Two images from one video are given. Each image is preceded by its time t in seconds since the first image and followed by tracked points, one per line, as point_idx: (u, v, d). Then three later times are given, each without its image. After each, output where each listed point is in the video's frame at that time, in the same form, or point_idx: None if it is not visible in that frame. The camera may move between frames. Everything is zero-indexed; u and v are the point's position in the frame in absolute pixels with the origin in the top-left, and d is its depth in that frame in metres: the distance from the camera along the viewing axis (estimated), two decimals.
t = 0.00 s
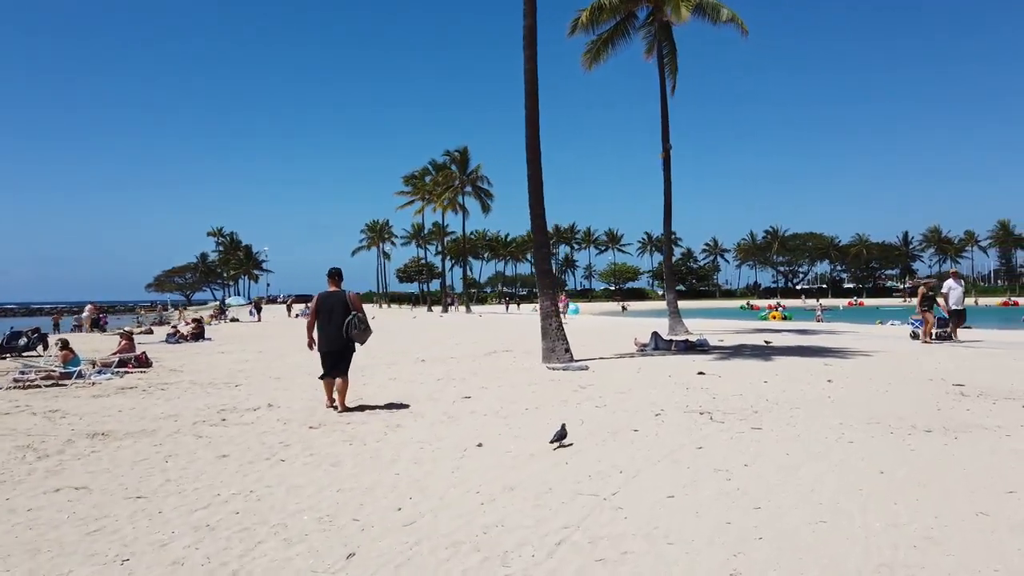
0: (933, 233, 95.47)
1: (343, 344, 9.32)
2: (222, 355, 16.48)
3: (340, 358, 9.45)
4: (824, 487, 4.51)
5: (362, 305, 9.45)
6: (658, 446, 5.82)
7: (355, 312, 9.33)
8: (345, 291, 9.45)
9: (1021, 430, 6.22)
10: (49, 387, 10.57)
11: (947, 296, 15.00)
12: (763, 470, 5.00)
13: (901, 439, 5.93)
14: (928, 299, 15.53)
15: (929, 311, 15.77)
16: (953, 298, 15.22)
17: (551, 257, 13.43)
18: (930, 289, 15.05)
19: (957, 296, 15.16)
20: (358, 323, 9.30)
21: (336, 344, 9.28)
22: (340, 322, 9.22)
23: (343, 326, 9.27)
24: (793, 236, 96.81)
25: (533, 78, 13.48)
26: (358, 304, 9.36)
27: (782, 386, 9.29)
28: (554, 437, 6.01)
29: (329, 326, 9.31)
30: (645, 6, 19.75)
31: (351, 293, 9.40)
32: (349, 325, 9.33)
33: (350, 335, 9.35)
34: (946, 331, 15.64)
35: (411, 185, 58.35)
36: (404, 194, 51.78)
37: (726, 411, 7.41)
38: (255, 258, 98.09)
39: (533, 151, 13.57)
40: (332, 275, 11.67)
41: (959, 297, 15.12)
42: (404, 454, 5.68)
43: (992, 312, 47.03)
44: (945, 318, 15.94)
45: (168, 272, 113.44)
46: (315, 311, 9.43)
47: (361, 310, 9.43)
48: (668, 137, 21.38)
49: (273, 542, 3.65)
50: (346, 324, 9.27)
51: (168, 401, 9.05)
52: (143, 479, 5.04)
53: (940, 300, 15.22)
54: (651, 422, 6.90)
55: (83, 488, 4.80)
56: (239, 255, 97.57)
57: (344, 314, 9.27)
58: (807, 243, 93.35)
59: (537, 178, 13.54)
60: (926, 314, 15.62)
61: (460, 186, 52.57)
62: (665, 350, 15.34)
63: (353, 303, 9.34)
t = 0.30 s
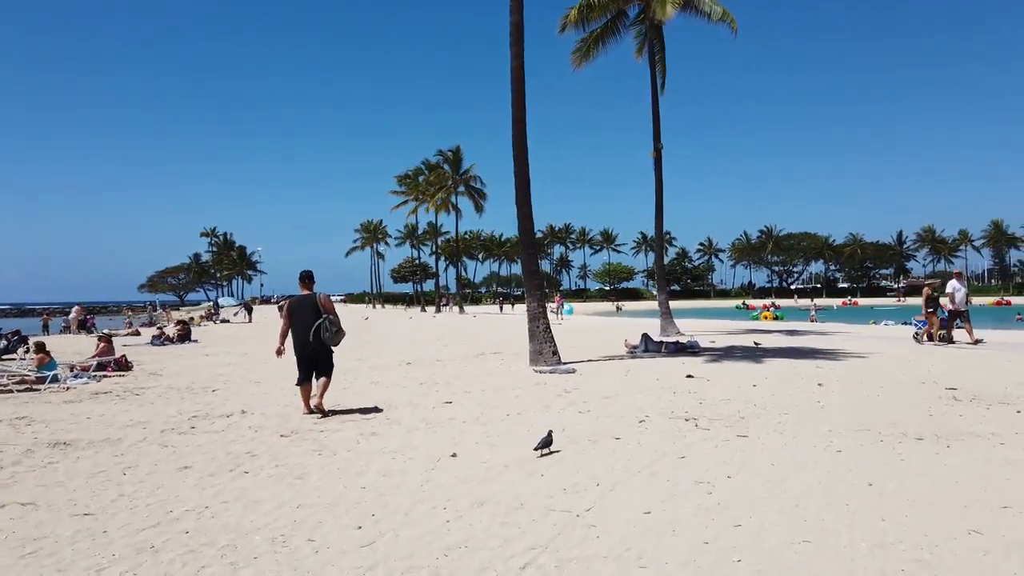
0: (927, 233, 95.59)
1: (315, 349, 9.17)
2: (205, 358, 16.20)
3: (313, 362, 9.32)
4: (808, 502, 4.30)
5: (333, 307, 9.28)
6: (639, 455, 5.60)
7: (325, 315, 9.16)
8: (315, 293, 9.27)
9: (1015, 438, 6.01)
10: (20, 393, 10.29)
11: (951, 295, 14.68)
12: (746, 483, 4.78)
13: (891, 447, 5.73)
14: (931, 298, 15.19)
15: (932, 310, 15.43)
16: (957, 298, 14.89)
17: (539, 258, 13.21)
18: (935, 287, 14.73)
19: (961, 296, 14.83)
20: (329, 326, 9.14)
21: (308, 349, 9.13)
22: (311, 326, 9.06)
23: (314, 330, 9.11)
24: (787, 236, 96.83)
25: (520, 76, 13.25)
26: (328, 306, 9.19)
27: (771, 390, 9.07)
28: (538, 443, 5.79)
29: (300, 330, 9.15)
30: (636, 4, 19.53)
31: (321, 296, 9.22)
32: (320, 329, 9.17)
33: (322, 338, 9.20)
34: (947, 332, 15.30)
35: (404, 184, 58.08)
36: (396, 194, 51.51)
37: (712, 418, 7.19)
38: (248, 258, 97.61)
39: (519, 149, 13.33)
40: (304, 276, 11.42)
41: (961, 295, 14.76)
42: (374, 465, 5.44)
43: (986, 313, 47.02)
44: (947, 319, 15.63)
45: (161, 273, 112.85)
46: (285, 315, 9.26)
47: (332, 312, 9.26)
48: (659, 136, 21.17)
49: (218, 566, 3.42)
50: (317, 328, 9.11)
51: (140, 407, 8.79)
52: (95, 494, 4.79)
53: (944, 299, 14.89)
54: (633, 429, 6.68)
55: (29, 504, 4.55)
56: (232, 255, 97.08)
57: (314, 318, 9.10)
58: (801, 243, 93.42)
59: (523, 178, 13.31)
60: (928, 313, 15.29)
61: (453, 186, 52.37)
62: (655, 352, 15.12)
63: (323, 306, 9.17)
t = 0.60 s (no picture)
0: (916, 233, 95.88)
1: (289, 348, 8.94)
2: (185, 358, 15.87)
3: (288, 362, 9.09)
4: (795, 511, 4.07)
5: (309, 307, 9.07)
6: (620, 461, 5.36)
7: (299, 313, 8.93)
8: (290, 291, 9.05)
9: (1010, 440, 5.81)
10: None
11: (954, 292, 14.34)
12: (731, 489, 4.55)
13: (882, 451, 5.51)
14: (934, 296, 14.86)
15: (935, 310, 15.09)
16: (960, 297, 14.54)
17: (524, 256, 12.96)
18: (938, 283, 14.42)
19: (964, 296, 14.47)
20: (303, 325, 8.91)
21: (282, 348, 8.92)
22: (284, 324, 8.84)
23: (287, 329, 8.89)
24: (778, 237, 96.93)
25: (505, 70, 13.01)
26: (302, 304, 8.96)
27: (759, 391, 8.85)
28: (523, 446, 5.67)
29: (274, 329, 8.94)
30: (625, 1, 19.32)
31: (296, 293, 8.99)
32: (293, 327, 8.95)
33: (296, 337, 8.97)
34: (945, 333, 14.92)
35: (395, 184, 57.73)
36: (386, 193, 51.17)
37: (698, 420, 6.95)
38: (237, 258, 96.93)
39: (504, 146, 13.08)
40: (281, 275, 11.15)
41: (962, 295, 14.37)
42: (342, 471, 5.19)
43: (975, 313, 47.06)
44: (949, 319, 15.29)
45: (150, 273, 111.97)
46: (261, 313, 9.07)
47: (307, 310, 9.02)
48: (647, 134, 20.98)
49: None
50: (290, 327, 8.88)
51: (108, 410, 8.50)
52: (42, 502, 4.52)
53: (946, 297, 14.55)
54: (616, 432, 6.44)
55: None
56: (221, 255, 96.39)
57: (287, 316, 8.88)
58: (791, 243, 93.52)
59: (508, 175, 13.05)
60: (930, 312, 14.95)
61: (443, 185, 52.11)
62: (643, 352, 14.90)
63: (297, 304, 8.93)
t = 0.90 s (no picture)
0: (910, 233, 95.97)
1: (274, 352, 8.70)
2: (169, 359, 15.59)
3: (273, 366, 8.84)
4: (790, 526, 3.85)
5: (298, 311, 8.81)
6: (607, 470, 5.13)
7: (286, 317, 8.67)
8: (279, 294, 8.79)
9: (1012, 448, 5.58)
10: None
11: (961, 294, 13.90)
12: (721, 501, 4.33)
13: (880, 460, 5.29)
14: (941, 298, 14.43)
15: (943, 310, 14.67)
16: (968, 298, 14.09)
17: (514, 256, 12.72)
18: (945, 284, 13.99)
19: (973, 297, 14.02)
20: (289, 329, 8.65)
21: (267, 351, 8.68)
22: (270, 327, 8.60)
23: (273, 332, 8.64)
24: (772, 237, 96.89)
25: (494, 67, 12.76)
26: (290, 308, 8.70)
27: (753, 394, 8.62)
28: (516, 451, 5.35)
29: (260, 331, 8.70)
30: None
31: (284, 296, 8.73)
32: (280, 331, 8.70)
33: (282, 342, 8.72)
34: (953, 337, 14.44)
35: (388, 183, 57.45)
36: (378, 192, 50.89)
37: (690, 426, 6.71)
38: (230, 257, 96.38)
39: (494, 144, 12.83)
40: (269, 276, 10.88)
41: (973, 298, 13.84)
42: (314, 481, 4.94)
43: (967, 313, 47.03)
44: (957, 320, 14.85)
45: (142, 273, 111.32)
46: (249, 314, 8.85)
47: (295, 315, 8.76)
48: (640, 133, 20.78)
49: None
50: (276, 331, 8.64)
51: (81, 414, 8.24)
52: None
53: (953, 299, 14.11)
54: (603, 439, 6.21)
55: None
56: (213, 254, 95.74)
57: (274, 320, 8.63)
58: (785, 244, 93.62)
59: (498, 173, 12.81)
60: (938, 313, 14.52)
61: (437, 185, 51.91)
62: (635, 354, 14.66)
63: (285, 307, 8.67)
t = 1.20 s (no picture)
0: (905, 233, 95.99)
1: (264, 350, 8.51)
2: (152, 360, 15.31)
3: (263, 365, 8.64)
4: (776, 540, 3.61)
5: (288, 308, 8.63)
6: (587, 476, 4.88)
7: (277, 314, 8.51)
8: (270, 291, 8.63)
9: (1011, 452, 5.36)
10: None
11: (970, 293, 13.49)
12: (705, 511, 4.09)
13: (873, 465, 5.06)
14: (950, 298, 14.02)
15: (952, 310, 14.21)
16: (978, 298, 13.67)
17: (502, 255, 12.48)
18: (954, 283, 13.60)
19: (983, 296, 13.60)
20: (280, 327, 8.48)
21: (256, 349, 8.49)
22: (262, 324, 8.42)
23: (263, 329, 8.46)
24: (767, 237, 96.76)
25: (482, 61, 12.52)
26: (281, 305, 8.53)
27: (744, 396, 8.38)
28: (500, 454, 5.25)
29: (250, 328, 8.52)
30: None
31: (275, 293, 8.57)
32: (270, 328, 8.52)
33: (272, 339, 8.54)
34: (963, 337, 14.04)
35: (381, 182, 57.13)
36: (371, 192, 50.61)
37: (677, 429, 6.47)
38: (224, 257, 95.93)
39: (481, 140, 12.58)
40: (259, 272, 10.60)
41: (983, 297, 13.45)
42: (278, 489, 4.69)
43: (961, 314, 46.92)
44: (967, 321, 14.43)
45: (135, 273, 110.74)
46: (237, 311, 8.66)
47: (285, 312, 8.60)
48: (633, 130, 20.58)
49: None
50: (266, 328, 8.46)
51: (49, 417, 7.97)
52: None
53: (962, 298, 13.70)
54: (586, 443, 5.96)
55: None
56: (207, 254, 95.24)
57: (265, 317, 8.46)
58: (780, 244, 93.56)
59: (485, 170, 12.56)
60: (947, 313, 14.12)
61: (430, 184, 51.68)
62: (626, 354, 14.40)
63: (275, 304, 8.51)
